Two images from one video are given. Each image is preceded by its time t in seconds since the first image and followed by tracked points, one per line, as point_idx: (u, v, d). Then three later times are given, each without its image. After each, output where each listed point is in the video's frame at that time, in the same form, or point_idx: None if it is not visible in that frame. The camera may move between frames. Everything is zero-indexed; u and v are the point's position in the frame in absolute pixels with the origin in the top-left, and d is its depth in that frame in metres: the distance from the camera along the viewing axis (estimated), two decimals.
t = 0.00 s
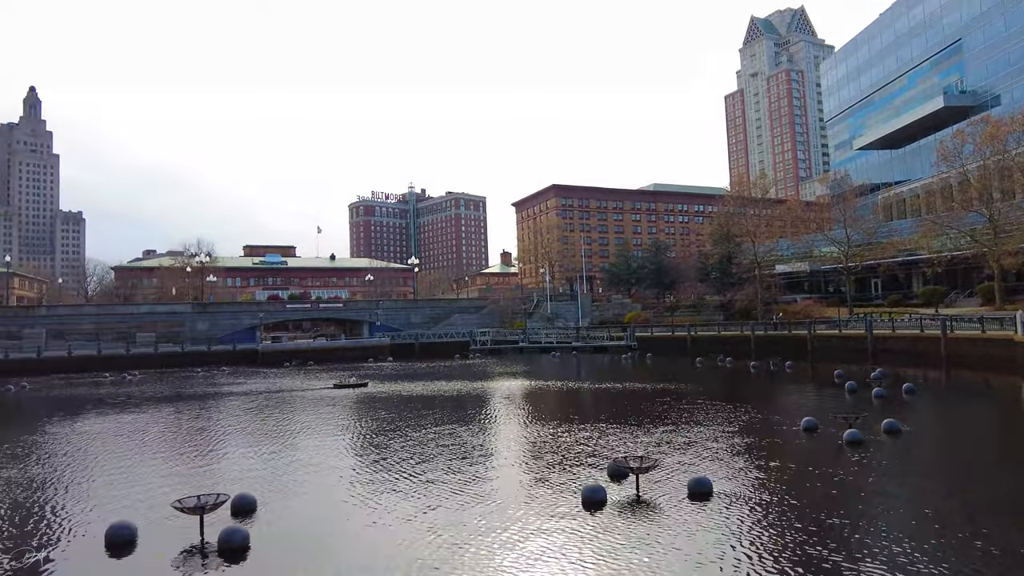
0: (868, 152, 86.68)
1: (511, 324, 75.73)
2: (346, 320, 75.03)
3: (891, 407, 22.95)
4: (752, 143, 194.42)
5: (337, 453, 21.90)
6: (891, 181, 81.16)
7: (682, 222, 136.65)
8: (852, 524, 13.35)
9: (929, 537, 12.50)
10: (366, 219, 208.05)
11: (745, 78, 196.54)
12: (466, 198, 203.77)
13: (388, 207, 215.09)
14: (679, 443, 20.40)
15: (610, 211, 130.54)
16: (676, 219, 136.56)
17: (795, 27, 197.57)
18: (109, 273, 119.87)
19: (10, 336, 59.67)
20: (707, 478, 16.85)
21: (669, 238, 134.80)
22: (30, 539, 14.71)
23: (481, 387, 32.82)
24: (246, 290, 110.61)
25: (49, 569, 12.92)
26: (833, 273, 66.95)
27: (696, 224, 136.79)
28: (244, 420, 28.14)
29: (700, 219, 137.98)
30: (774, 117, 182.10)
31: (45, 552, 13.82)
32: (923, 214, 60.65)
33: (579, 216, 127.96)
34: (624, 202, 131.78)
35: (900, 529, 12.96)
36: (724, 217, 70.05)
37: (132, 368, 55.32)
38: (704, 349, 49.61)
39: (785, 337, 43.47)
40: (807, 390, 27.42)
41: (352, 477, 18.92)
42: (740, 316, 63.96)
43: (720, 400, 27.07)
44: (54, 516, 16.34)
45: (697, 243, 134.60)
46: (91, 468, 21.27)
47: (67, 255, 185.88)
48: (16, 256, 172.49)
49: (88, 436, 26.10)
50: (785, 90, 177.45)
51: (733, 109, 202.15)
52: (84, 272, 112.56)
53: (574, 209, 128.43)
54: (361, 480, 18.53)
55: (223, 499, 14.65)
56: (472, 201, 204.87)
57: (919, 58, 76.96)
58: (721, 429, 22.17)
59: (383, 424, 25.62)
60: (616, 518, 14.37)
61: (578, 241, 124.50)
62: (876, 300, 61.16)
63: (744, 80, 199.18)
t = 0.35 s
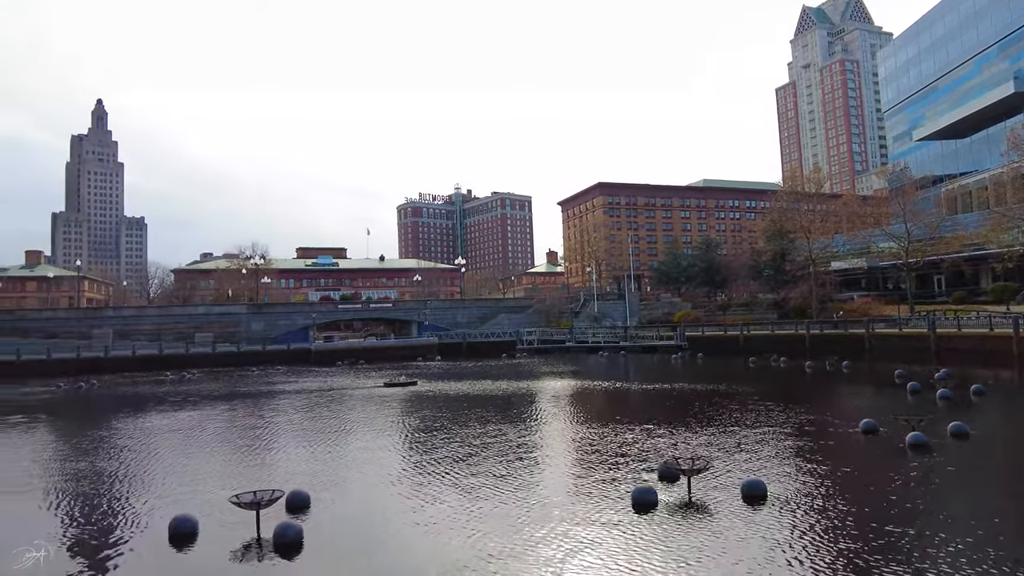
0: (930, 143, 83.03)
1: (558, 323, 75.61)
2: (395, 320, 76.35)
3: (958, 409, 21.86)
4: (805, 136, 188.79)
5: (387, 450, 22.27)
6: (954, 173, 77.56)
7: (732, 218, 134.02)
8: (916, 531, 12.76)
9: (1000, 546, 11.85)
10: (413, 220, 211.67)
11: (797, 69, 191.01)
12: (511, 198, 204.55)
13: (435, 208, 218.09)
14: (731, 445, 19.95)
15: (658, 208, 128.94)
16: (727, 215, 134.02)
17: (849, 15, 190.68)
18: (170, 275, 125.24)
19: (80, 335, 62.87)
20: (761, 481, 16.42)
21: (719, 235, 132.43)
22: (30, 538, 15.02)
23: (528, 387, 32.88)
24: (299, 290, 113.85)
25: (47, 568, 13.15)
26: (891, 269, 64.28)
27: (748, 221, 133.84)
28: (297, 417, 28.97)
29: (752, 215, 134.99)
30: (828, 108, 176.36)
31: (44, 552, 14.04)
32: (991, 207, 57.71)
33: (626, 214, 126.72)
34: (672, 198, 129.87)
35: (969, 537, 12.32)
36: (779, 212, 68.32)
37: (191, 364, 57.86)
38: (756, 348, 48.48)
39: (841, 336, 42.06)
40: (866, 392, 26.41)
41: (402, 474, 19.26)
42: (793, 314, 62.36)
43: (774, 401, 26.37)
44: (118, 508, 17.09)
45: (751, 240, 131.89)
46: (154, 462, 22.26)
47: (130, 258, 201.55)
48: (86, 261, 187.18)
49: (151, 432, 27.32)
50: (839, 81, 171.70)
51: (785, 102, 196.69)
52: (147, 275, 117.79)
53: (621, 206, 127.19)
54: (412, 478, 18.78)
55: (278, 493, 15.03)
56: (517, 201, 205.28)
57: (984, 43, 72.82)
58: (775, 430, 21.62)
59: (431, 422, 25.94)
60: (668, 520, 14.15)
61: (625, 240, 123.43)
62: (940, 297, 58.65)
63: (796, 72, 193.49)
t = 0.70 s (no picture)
0: (998, 132, 79.16)
1: (606, 322, 75.19)
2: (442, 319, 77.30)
3: None
4: (861, 128, 182.32)
5: (435, 448, 22.57)
6: None
7: (785, 214, 130.74)
8: (986, 540, 12.11)
9: None
10: (460, 221, 214.08)
11: (852, 60, 184.63)
12: (557, 196, 202.28)
13: (480, 208, 219.88)
14: (783, 447, 19.40)
15: (707, 205, 126.66)
16: (779, 211, 130.70)
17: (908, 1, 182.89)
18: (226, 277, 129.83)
19: (142, 335, 65.67)
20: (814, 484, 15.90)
21: (771, 231, 129.27)
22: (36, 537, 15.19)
23: (575, 387, 32.74)
24: (349, 291, 116.30)
25: (46, 568, 13.26)
26: (955, 266, 61.32)
27: (801, 216, 130.24)
28: (347, 415, 29.61)
29: (806, 211, 131.23)
30: (886, 99, 169.80)
31: (44, 552, 14.15)
32: None
33: (674, 211, 124.85)
34: (722, 194, 127.37)
35: None
36: (832, 208, 67.44)
37: (246, 364, 59.37)
38: (810, 348, 47.22)
39: (902, 334, 40.45)
40: (928, 393, 25.28)
41: (449, 472, 19.49)
42: (850, 311, 60.58)
43: (828, 402, 25.54)
44: (176, 502, 17.74)
45: (807, 236, 128.12)
46: (211, 457, 23.13)
47: (188, 262, 206.64)
48: (147, 263, 197.13)
49: (209, 428, 28.42)
50: (898, 70, 165.15)
51: (840, 93, 190.38)
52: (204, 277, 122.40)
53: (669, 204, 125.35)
54: (458, 477, 18.85)
55: (330, 491, 15.30)
56: (563, 200, 203.24)
57: None
58: (830, 432, 20.89)
59: (478, 421, 26.14)
60: (720, 523, 13.86)
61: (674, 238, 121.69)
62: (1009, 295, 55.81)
63: (851, 62, 187.00)
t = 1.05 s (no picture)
0: None
1: (651, 322, 74.28)
2: (485, 319, 77.75)
3: None
4: (918, 119, 175.11)
5: (479, 447, 22.68)
6: None
7: (836, 209, 126.67)
8: None
9: None
10: (502, 220, 215.05)
11: (908, 47, 177.64)
12: (599, 194, 202.05)
13: (523, 208, 220.51)
14: (836, 449, 18.78)
15: (755, 201, 123.74)
16: (830, 206, 126.73)
17: None
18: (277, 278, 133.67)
19: (198, 335, 68.16)
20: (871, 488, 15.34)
21: (822, 228, 125.44)
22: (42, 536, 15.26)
23: (618, 387, 32.43)
24: (395, 291, 117.99)
25: (89, 564, 13.59)
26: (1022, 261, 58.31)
27: (854, 212, 125.99)
28: (392, 413, 30.04)
29: (858, 206, 126.91)
30: (944, 87, 162.68)
31: (44, 552, 14.16)
32: None
33: (720, 207, 122.43)
34: (770, 190, 124.32)
35: None
36: (888, 201, 64.66)
37: (295, 362, 61.11)
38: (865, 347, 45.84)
39: (964, 334, 38.59)
40: (993, 395, 24.10)
41: (494, 471, 19.55)
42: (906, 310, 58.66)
43: (884, 403, 24.62)
44: (228, 496, 18.28)
45: (860, 232, 123.69)
46: (262, 453, 23.81)
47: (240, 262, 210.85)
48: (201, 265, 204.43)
49: (259, 424, 29.26)
50: (958, 57, 158.11)
51: (895, 83, 183.42)
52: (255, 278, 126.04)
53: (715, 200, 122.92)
54: (503, 476, 18.87)
55: (377, 487, 15.49)
56: (605, 197, 202.59)
57: None
58: (887, 434, 20.12)
59: (521, 421, 26.16)
60: (771, 525, 13.54)
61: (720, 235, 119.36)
62: None
63: (906, 50, 179.99)
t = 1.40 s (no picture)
0: None
1: (691, 320, 73.22)
2: (522, 317, 77.88)
3: None
4: (972, 108, 168.06)
5: (515, 445, 22.70)
6: None
7: (883, 204, 122.74)
8: None
9: None
10: (538, 218, 215.01)
11: (961, 33, 170.76)
12: (637, 191, 200.14)
13: (559, 205, 220.08)
14: (883, 451, 18.17)
15: (798, 196, 120.69)
16: (876, 200, 122.86)
17: None
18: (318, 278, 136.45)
19: (242, 333, 70.02)
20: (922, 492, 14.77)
21: (868, 223, 121.78)
22: (57, 534, 15.34)
23: (656, 386, 32.02)
24: (433, 290, 119.29)
25: (122, 556, 13.93)
26: None
27: (902, 206, 121.92)
28: (429, 410, 30.34)
29: (907, 200, 122.73)
30: (1001, 74, 155.73)
31: (46, 552, 14.11)
32: None
33: (762, 203, 119.77)
34: (814, 184, 121.18)
35: None
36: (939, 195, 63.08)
37: (335, 361, 62.15)
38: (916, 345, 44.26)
39: None
40: None
41: (530, 469, 19.54)
42: (959, 308, 56.40)
43: (934, 404, 23.73)
44: (270, 491, 18.70)
45: (908, 227, 119.48)
46: (303, 449, 24.32)
47: (283, 263, 218.61)
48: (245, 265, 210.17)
49: (300, 421, 29.92)
50: (1015, 42, 151.22)
51: (947, 71, 176.49)
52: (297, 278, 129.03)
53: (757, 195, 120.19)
54: (539, 475, 18.83)
55: (416, 484, 15.63)
56: (643, 194, 200.61)
57: None
58: (938, 436, 19.36)
59: (557, 419, 26.09)
60: (816, 528, 13.15)
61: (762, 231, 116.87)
62: None
63: (960, 36, 173.06)
